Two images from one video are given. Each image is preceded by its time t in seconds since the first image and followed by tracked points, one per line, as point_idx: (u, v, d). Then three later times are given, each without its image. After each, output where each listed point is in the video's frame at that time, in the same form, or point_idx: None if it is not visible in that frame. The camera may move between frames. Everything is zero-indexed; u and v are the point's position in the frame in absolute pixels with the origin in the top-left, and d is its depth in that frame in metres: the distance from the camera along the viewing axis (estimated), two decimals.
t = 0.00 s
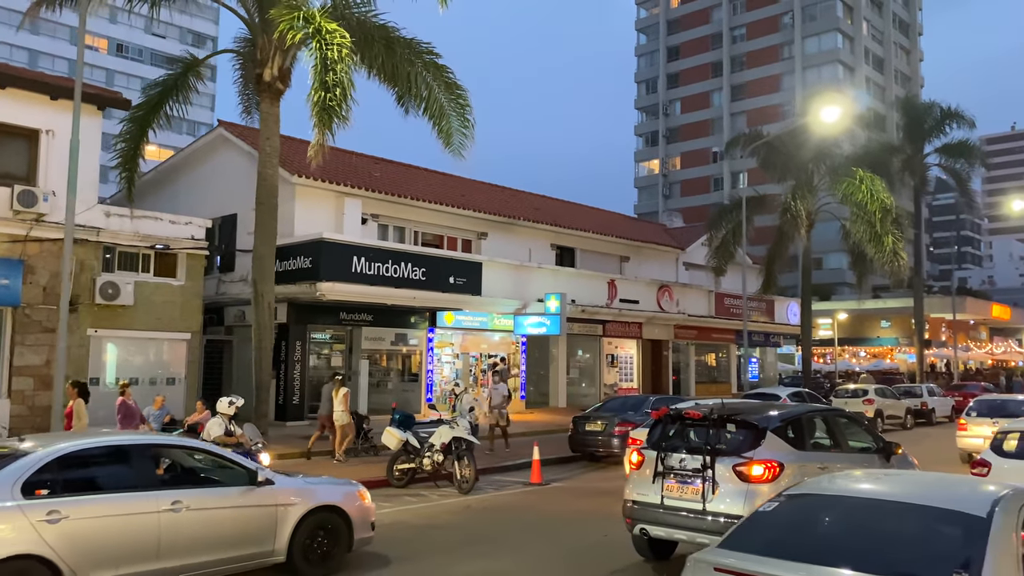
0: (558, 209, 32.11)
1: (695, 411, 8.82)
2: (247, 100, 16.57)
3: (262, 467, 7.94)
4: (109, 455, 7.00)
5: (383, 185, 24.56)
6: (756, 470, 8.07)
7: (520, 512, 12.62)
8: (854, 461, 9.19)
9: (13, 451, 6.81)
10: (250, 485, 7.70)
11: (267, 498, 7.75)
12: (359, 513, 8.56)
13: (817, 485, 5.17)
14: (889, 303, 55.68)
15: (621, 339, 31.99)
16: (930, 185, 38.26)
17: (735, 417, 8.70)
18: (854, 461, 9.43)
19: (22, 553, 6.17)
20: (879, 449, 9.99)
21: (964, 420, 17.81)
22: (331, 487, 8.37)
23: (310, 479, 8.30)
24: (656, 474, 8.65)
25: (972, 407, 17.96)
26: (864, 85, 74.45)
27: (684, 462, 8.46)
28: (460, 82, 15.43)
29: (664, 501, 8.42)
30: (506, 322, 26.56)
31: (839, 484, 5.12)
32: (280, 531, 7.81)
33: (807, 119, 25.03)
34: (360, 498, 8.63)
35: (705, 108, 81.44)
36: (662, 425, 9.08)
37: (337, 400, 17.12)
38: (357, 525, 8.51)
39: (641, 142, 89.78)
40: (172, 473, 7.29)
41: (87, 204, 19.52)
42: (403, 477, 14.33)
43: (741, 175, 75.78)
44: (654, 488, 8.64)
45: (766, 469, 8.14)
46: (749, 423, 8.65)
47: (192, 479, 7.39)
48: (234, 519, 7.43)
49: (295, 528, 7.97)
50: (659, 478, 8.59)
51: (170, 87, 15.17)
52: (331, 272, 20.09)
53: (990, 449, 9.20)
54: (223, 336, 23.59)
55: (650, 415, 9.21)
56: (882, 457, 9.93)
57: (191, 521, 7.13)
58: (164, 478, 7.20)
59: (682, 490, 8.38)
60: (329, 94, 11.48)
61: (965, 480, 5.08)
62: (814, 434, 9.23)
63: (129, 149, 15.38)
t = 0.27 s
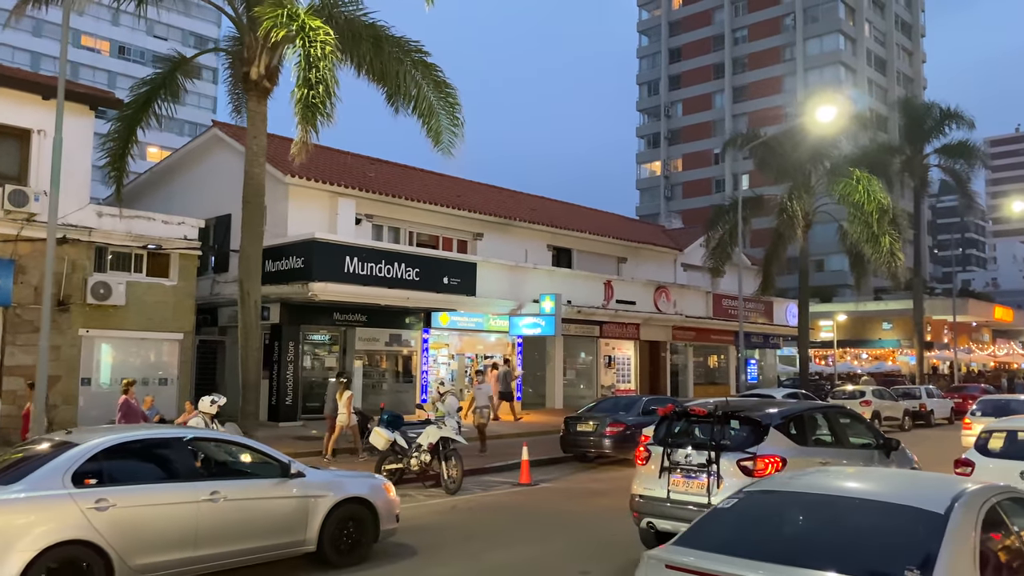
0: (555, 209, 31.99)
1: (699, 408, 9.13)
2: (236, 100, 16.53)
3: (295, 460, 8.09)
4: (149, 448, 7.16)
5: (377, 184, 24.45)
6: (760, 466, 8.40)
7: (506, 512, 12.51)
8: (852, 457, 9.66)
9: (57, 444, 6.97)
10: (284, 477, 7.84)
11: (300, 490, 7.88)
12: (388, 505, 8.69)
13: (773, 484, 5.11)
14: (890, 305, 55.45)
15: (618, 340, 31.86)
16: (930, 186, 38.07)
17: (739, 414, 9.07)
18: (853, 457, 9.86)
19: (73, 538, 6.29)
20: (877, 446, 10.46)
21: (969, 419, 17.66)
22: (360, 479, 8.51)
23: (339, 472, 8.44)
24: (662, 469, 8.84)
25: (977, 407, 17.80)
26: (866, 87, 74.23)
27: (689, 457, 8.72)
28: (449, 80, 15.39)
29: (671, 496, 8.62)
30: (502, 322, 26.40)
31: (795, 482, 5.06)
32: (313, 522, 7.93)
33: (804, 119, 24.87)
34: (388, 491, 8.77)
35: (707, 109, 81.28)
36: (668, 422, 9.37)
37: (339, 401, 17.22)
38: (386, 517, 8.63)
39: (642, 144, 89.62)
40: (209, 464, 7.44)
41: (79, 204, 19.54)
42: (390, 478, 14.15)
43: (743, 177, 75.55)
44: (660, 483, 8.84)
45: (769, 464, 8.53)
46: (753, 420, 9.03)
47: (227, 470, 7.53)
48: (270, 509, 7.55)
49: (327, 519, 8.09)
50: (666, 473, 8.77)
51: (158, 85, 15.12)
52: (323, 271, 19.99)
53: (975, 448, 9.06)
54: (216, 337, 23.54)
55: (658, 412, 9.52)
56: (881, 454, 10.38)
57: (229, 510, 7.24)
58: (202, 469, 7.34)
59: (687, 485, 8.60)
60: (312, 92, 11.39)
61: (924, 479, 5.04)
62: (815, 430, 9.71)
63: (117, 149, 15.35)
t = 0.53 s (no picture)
0: (547, 210, 31.91)
1: (700, 406, 9.98)
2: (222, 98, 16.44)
3: (325, 455, 8.74)
4: (191, 443, 7.79)
5: (368, 185, 24.38)
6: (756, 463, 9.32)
7: (488, 512, 12.45)
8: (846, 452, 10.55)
9: (109, 437, 7.62)
10: (314, 471, 8.49)
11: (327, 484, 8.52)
12: (409, 498, 9.34)
13: (727, 482, 5.09)
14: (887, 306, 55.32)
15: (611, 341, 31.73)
16: (925, 187, 38.01)
17: (737, 412, 9.96)
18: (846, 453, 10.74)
19: (124, 526, 6.92)
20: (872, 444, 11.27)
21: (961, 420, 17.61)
22: (384, 474, 9.17)
23: (364, 466, 9.08)
24: (664, 465, 9.78)
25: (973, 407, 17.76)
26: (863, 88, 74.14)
27: (690, 455, 9.67)
28: (435, 79, 15.32)
29: (673, 490, 9.55)
30: (493, 323, 26.17)
31: (749, 480, 5.04)
32: (340, 513, 8.58)
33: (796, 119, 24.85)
34: (410, 484, 9.43)
35: (705, 110, 81.16)
36: (668, 419, 10.25)
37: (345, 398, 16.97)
38: (406, 510, 9.28)
39: (640, 145, 89.44)
40: (245, 458, 8.08)
41: (65, 204, 19.51)
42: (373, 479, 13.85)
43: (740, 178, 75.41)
44: (661, 478, 9.78)
45: (765, 460, 9.44)
46: (750, 417, 9.94)
47: (262, 464, 8.17)
48: (300, 501, 8.20)
49: (353, 511, 8.74)
50: (667, 470, 9.70)
51: (141, 83, 15.04)
52: (311, 272, 19.93)
53: (952, 448, 8.96)
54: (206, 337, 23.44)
55: (659, 409, 10.32)
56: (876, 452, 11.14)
57: (263, 502, 7.89)
58: (238, 463, 7.99)
59: (688, 480, 9.54)
60: (291, 89, 11.28)
61: (883, 478, 5.01)
62: (812, 428, 10.65)
63: (100, 147, 15.28)
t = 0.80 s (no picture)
0: (535, 209, 31.84)
1: (694, 403, 10.61)
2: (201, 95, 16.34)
3: (349, 448, 9.19)
4: (226, 433, 8.29)
5: (353, 183, 24.27)
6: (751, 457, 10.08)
7: (464, 511, 12.37)
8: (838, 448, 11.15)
9: (151, 428, 8.14)
10: (339, 463, 8.94)
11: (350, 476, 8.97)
12: (428, 490, 9.75)
13: (671, 478, 5.06)
14: (877, 306, 55.37)
15: (599, 340, 31.61)
16: (914, 187, 38.04)
17: (730, 409, 10.68)
18: (836, 448, 11.38)
19: (164, 512, 7.41)
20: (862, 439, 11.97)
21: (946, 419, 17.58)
22: (404, 466, 9.59)
23: (386, 459, 9.53)
24: (659, 460, 10.39)
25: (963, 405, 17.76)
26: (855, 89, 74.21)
27: (686, 450, 10.30)
28: (415, 76, 15.24)
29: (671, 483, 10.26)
30: (479, 322, 26.11)
31: (691, 477, 5.02)
32: (363, 504, 9.02)
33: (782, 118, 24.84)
34: (429, 477, 9.86)
35: (697, 111, 81.16)
36: (665, 415, 10.95)
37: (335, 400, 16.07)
38: (425, 502, 9.70)
39: (633, 145, 89.36)
40: (276, 449, 8.58)
41: (46, 203, 19.60)
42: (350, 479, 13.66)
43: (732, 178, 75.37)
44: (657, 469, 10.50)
45: (760, 454, 10.19)
46: (742, 413, 10.71)
47: (292, 455, 8.67)
48: (324, 491, 8.66)
49: (374, 501, 9.17)
50: (662, 464, 10.33)
51: (118, 78, 14.94)
52: (293, 270, 19.87)
53: (922, 445, 8.88)
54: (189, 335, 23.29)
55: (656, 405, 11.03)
56: (866, 447, 11.84)
57: (292, 491, 8.37)
58: (269, 454, 8.48)
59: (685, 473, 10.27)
60: (263, 85, 11.19)
61: (830, 476, 4.96)
62: (805, 425, 11.39)
63: (76, 144, 15.16)
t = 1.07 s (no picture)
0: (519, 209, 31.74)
1: (681, 400, 11.10)
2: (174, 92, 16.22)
3: (364, 444, 9.89)
4: (250, 430, 8.95)
5: (332, 181, 24.08)
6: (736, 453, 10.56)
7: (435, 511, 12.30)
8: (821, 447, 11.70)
9: (180, 422, 8.79)
10: (355, 458, 9.66)
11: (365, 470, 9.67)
12: (439, 484, 10.46)
13: (611, 477, 5.04)
14: (862, 307, 55.57)
15: (582, 340, 31.52)
16: (897, 188, 38.18)
17: (715, 407, 11.15)
18: (820, 445, 11.93)
19: (194, 504, 8.06)
20: (845, 437, 12.60)
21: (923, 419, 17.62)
22: (416, 461, 10.30)
23: (399, 454, 10.22)
24: (649, 455, 10.92)
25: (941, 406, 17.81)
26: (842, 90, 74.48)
27: (674, 445, 10.80)
28: (389, 74, 15.17)
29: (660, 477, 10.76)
30: (460, 321, 25.93)
31: (631, 475, 5.00)
32: (378, 498, 9.74)
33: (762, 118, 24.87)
34: (438, 472, 10.56)
35: (685, 112, 81.30)
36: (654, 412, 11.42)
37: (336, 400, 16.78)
38: (435, 495, 10.41)
39: (621, 146, 89.38)
40: (296, 445, 9.26)
41: (19, 199, 19.24)
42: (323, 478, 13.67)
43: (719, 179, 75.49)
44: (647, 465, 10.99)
45: (744, 451, 10.68)
46: (727, 411, 11.18)
47: (311, 449, 9.34)
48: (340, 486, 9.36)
49: (388, 495, 9.88)
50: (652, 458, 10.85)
51: (89, 74, 14.83)
52: (270, 268, 19.76)
53: (887, 446, 8.93)
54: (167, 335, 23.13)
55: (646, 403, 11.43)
56: (847, 444, 12.43)
57: (311, 484, 9.06)
58: (290, 449, 9.16)
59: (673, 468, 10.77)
60: (230, 81, 11.04)
61: (775, 475, 4.94)
62: (788, 422, 11.87)
63: (47, 141, 15.01)
